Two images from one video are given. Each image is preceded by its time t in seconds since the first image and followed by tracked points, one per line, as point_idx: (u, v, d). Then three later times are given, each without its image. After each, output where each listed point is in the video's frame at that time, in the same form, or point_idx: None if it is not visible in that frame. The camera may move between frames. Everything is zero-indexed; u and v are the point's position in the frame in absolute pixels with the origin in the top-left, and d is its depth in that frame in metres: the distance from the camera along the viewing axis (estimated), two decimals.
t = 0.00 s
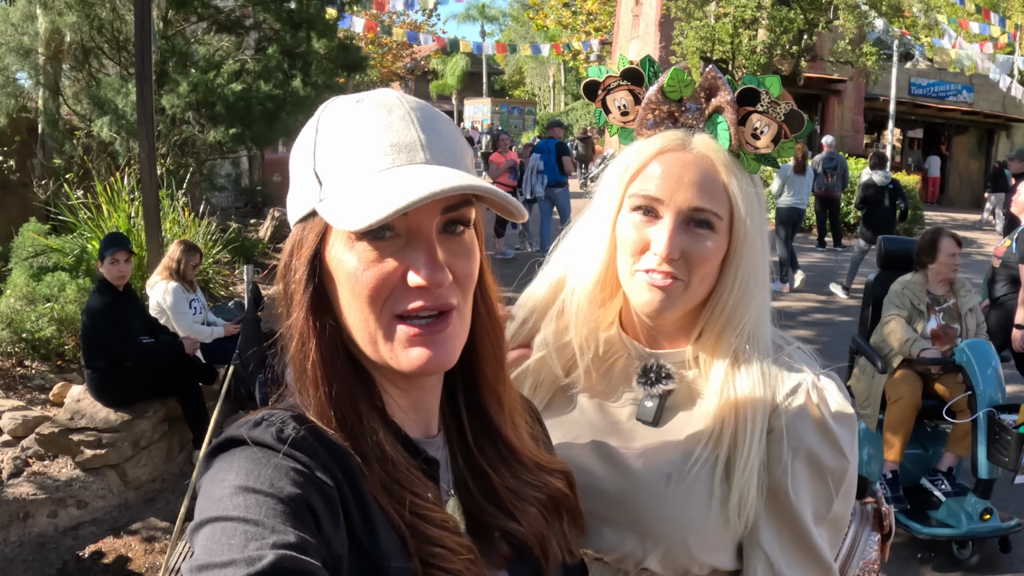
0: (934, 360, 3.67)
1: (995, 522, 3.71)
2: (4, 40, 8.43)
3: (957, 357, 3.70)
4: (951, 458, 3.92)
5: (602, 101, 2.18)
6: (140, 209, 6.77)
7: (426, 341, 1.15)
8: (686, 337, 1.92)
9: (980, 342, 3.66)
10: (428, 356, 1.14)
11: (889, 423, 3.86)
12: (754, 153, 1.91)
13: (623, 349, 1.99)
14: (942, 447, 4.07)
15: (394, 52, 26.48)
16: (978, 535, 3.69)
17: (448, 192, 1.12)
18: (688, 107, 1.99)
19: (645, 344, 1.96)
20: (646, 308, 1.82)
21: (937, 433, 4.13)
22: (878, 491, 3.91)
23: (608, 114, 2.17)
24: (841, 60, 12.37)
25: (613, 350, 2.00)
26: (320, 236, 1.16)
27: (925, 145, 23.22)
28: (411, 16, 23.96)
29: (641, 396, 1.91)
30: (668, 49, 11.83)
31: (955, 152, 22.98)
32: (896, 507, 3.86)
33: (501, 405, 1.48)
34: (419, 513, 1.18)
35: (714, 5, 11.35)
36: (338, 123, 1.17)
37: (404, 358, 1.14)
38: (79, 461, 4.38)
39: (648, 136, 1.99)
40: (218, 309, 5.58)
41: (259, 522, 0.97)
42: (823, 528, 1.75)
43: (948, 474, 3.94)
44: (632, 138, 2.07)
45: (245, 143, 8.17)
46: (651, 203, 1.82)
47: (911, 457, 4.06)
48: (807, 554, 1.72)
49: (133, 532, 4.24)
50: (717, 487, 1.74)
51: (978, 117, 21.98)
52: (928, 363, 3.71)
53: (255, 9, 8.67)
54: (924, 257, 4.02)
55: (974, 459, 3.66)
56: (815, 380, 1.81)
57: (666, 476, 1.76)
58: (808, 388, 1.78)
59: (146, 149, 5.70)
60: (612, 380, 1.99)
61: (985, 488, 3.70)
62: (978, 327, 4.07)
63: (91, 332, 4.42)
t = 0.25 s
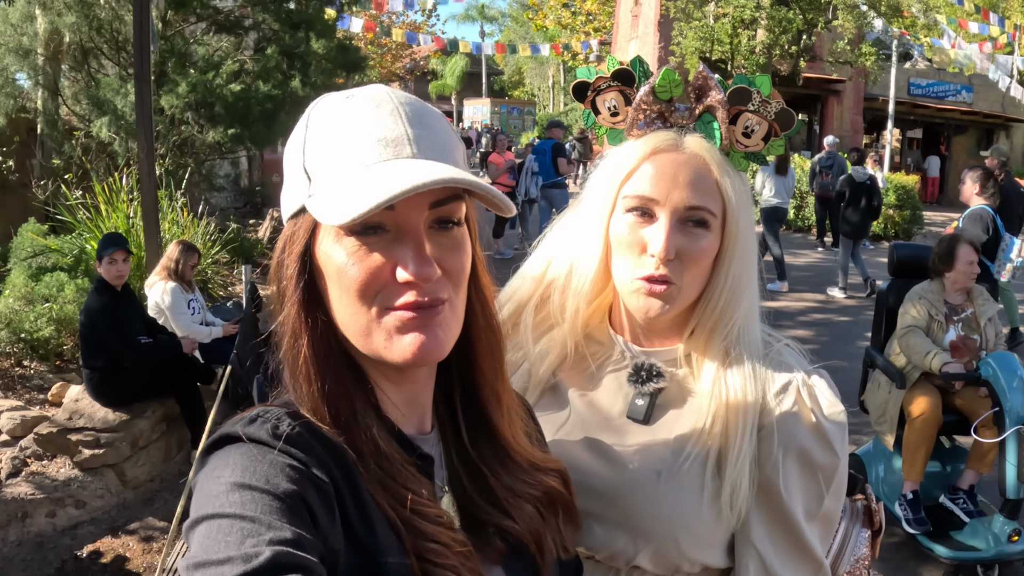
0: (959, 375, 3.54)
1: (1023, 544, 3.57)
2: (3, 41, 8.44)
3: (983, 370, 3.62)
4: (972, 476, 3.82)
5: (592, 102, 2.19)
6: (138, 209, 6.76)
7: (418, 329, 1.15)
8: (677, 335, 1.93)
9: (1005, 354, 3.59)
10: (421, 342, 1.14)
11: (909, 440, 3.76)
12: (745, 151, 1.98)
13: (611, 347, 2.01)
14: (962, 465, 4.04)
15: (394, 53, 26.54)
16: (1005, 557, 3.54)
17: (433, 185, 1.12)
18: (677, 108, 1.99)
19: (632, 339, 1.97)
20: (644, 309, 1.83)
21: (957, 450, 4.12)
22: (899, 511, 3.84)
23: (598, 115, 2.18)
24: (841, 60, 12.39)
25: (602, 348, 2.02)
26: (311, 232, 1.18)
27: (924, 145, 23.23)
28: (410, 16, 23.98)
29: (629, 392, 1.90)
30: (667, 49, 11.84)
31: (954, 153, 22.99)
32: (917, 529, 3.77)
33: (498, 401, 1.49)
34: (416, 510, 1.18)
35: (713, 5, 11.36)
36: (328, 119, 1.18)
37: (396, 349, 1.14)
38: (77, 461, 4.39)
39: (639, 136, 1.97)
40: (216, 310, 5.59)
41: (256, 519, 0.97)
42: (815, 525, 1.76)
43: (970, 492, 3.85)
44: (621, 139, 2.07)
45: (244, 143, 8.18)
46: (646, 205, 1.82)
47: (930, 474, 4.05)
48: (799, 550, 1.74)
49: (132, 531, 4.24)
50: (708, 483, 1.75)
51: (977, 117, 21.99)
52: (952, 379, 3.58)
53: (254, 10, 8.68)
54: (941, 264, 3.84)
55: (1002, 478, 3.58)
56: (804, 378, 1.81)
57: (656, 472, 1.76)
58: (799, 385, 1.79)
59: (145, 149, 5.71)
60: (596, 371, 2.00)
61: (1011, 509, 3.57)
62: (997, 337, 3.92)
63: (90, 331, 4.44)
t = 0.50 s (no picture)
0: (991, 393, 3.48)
1: None
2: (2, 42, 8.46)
3: (1016, 389, 3.54)
4: (997, 497, 3.63)
5: (576, 100, 2.19)
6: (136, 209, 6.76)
7: (417, 327, 1.16)
8: (665, 332, 1.94)
9: None
10: (421, 339, 1.15)
11: (935, 463, 3.61)
12: (730, 148, 1.98)
13: (599, 347, 2.01)
14: (988, 485, 3.84)
15: (394, 54, 26.60)
16: None
17: (441, 183, 1.14)
18: (662, 105, 2.00)
19: (621, 337, 1.98)
20: (630, 306, 1.83)
21: (981, 469, 3.93)
22: (923, 537, 3.67)
23: (582, 113, 2.18)
24: (839, 60, 12.40)
25: (590, 345, 2.03)
26: (310, 229, 1.17)
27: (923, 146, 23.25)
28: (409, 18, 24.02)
29: (619, 390, 1.91)
30: (666, 50, 11.85)
31: (953, 153, 22.98)
32: (945, 556, 3.60)
33: (492, 398, 1.49)
34: (409, 508, 1.18)
35: (712, 6, 11.37)
36: (325, 116, 1.17)
37: (396, 345, 1.14)
38: (74, 461, 4.40)
39: (622, 133, 1.98)
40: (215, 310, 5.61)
41: (247, 516, 0.98)
42: (805, 522, 1.77)
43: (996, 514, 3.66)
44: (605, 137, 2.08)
45: (242, 143, 8.19)
46: (630, 203, 1.83)
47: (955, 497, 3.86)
48: (790, 549, 1.74)
49: (128, 531, 4.25)
50: (696, 480, 1.75)
51: (976, 117, 22.01)
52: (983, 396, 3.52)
53: (253, 11, 8.70)
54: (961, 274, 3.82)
55: None
56: (793, 375, 1.83)
57: (647, 468, 1.76)
58: (787, 382, 1.80)
59: (142, 150, 5.72)
60: (587, 369, 1.99)
61: None
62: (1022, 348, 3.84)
63: (87, 331, 4.46)
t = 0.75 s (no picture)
0: None
1: None
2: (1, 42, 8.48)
3: None
4: None
5: (566, 97, 2.20)
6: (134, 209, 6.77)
7: (410, 329, 1.16)
8: (658, 329, 1.94)
9: None
10: (412, 342, 1.15)
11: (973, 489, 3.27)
12: (722, 144, 2.00)
13: (593, 345, 2.01)
14: None
15: (393, 55, 26.64)
16: None
17: (429, 174, 1.13)
18: (653, 102, 2.00)
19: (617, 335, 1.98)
20: (620, 303, 1.83)
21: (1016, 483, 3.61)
22: (955, 567, 3.39)
23: (574, 111, 2.19)
24: (838, 61, 12.41)
25: (583, 344, 2.03)
26: (302, 226, 1.17)
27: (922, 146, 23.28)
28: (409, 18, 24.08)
29: (613, 388, 1.91)
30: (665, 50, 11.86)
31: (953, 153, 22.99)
32: None
33: (488, 396, 1.50)
34: (401, 508, 1.19)
35: (711, 6, 11.38)
36: (318, 113, 1.18)
37: (387, 347, 1.15)
38: (72, 460, 4.41)
39: (614, 131, 1.99)
40: (213, 310, 5.62)
41: (241, 515, 0.98)
42: (799, 522, 1.76)
43: None
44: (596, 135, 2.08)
45: (241, 144, 8.20)
46: (621, 200, 1.83)
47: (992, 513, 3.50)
48: (783, 549, 1.74)
49: (125, 530, 4.25)
50: (689, 479, 1.76)
51: (975, 118, 22.03)
52: None
53: (252, 11, 8.72)
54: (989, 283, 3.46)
55: None
56: (787, 376, 1.81)
57: (641, 467, 1.77)
58: (780, 382, 1.80)
59: (141, 150, 5.73)
60: (580, 367, 2.00)
61: None
62: None
63: (84, 330, 4.45)
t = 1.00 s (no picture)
0: None
1: None
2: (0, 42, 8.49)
3: None
4: None
5: (564, 99, 2.20)
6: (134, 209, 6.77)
7: (409, 329, 1.17)
8: (658, 331, 1.95)
9: None
10: (412, 346, 1.16)
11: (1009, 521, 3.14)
12: (721, 147, 1.94)
13: (595, 343, 2.02)
14: None
15: (393, 55, 26.65)
16: None
17: (422, 173, 1.14)
18: (652, 102, 2.00)
19: (619, 335, 1.99)
20: (616, 307, 1.85)
21: None
22: None
23: (573, 113, 2.19)
24: (838, 61, 12.42)
25: (584, 343, 2.04)
26: (298, 226, 1.18)
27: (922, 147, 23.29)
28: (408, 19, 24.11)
29: (614, 388, 1.92)
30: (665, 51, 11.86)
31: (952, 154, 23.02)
32: None
33: (488, 394, 1.51)
34: (401, 508, 1.19)
35: (710, 7, 11.40)
36: (313, 113, 1.18)
37: (386, 350, 1.15)
38: (71, 460, 4.41)
39: (612, 133, 2.01)
40: (211, 310, 5.62)
41: (241, 516, 0.98)
42: (800, 522, 1.76)
43: None
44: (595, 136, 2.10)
45: (240, 144, 8.20)
46: (617, 205, 1.83)
47: None
48: (783, 549, 1.74)
49: (124, 530, 4.25)
50: (690, 480, 1.76)
51: (975, 119, 22.03)
52: None
53: (251, 11, 8.72)
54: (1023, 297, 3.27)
55: None
56: (789, 376, 1.82)
57: (642, 467, 1.77)
58: (782, 383, 1.80)
59: (140, 150, 5.73)
60: (581, 367, 2.01)
61: None
62: None
63: (84, 331, 4.46)
